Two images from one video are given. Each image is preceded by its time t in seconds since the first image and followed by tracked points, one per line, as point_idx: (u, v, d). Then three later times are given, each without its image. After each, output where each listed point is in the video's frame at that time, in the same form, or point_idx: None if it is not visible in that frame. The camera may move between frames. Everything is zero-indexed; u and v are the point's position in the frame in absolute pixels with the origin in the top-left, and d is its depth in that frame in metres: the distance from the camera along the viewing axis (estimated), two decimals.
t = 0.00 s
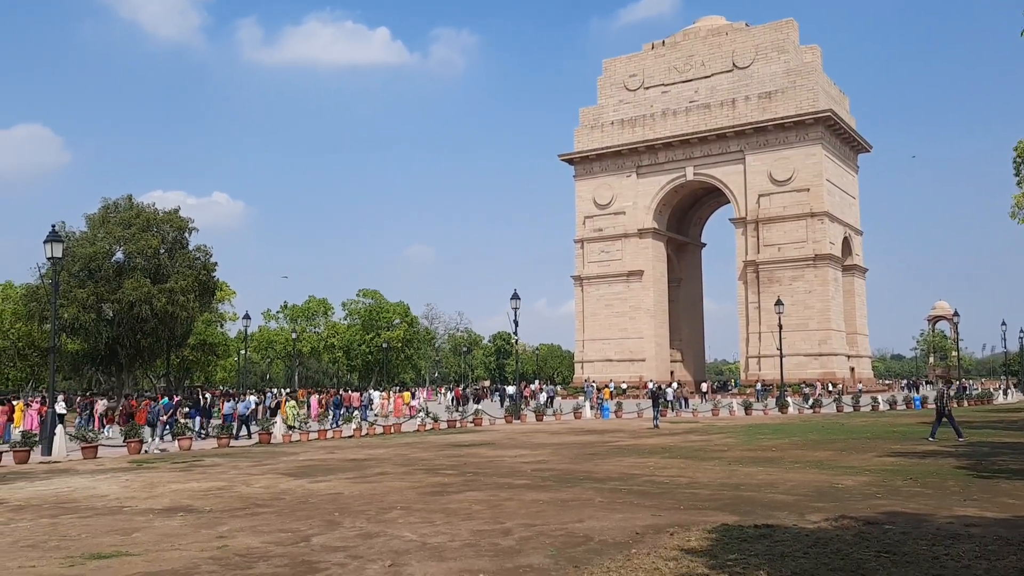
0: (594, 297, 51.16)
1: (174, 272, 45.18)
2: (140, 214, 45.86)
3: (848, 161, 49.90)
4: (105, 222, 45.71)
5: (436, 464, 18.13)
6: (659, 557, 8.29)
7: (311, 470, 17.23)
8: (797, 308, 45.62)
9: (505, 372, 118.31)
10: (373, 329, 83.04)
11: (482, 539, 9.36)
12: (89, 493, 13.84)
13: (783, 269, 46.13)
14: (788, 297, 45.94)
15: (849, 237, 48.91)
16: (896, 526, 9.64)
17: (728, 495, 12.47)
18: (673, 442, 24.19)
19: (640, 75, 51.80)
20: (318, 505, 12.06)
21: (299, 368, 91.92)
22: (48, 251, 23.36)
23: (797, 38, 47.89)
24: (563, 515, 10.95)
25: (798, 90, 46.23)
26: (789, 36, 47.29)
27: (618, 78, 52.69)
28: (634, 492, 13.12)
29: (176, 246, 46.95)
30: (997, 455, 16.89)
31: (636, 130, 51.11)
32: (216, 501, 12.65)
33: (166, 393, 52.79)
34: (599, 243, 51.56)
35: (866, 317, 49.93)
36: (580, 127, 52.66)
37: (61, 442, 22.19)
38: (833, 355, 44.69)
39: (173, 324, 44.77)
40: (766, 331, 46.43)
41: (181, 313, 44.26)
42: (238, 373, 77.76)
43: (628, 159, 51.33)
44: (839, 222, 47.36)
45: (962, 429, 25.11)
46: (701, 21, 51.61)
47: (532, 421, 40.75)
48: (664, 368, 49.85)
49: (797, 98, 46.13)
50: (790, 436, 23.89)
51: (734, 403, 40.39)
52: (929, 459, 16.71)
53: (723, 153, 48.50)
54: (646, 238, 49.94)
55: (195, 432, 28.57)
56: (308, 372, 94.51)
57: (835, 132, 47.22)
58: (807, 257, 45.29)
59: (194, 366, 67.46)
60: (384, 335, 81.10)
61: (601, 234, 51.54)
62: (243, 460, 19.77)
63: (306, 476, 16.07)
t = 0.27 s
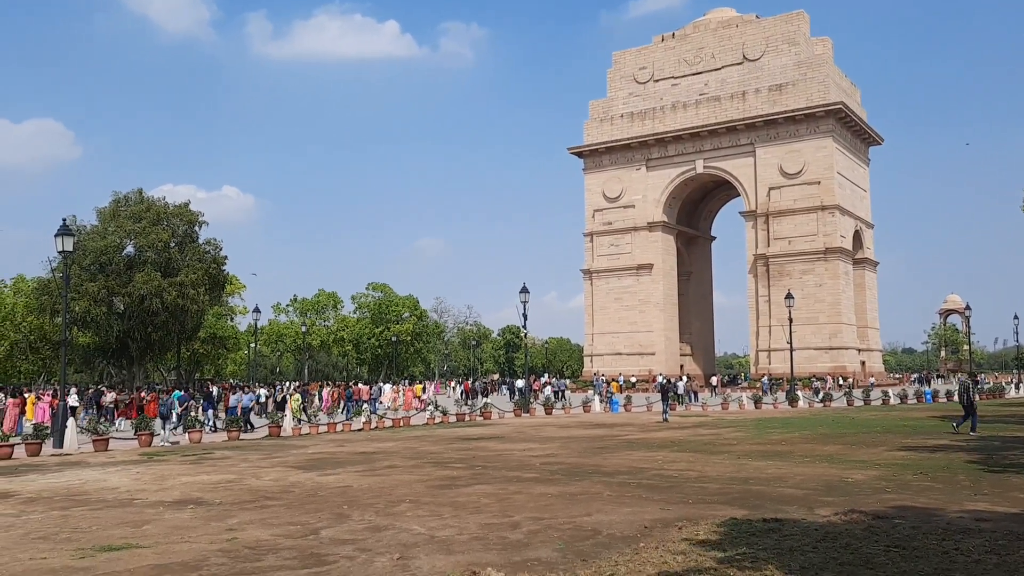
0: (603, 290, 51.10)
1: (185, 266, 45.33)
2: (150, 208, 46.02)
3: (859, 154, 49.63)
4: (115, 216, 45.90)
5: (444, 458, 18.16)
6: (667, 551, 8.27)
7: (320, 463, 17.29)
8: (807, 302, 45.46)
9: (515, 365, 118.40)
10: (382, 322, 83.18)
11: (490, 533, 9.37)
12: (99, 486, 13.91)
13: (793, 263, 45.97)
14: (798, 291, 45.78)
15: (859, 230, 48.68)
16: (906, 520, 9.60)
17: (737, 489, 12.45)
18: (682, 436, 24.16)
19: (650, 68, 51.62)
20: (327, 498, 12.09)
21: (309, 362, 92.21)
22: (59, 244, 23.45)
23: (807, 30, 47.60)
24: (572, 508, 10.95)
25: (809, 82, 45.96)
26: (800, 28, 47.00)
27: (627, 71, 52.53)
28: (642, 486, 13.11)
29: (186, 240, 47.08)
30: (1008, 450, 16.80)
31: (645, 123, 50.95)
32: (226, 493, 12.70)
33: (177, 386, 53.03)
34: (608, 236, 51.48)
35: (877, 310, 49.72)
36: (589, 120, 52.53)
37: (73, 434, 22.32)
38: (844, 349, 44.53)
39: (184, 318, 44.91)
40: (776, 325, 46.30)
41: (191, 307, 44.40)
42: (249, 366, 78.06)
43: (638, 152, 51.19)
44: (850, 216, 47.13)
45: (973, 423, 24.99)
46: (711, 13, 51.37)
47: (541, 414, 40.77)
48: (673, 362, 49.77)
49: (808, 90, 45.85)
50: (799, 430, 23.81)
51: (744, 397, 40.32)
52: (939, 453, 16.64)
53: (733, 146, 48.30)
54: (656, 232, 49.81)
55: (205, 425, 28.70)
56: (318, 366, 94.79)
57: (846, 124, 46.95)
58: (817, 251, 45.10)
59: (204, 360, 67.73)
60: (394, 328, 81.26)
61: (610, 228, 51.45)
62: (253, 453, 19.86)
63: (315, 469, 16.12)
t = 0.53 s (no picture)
0: (612, 285, 51.12)
1: (198, 261, 45.60)
2: (163, 203, 46.27)
3: (868, 149, 49.46)
4: (129, 212, 46.17)
5: (454, 451, 18.25)
6: (675, 543, 8.33)
7: (331, 457, 17.41)
8: (816, 296, 45.39)
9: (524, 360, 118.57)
10: (392, 317, 83.39)
11: (500, 525, 9.44)
12: (114, 478, 14.06)
13: (802, 257, 45.89)
14: (808, 285, 45.69)
15: (869, 225, 48.54)
16: (914, 514, 9.63)
17: (745, 483, 12.50)
18: (690, 430, 24.21)
19: (659, 62, 51.53)
20: (338, 491, 12.19)
21: (319, 356, 92.54)
22: (72, 240, 23.63)
23: (817, 24, 47.43)
24: (580, 502, 11.01)
25: (818, 76, 45.81)
26: (809, 22, 46.83)
27: (636, 66, 52.47)
28: (651, 479, 13.17)
29: (199, 235, 47.34)
30: (1016, 444, 16.79)
31: (654, 118, 50.89)
32: (238, 486, 12.82)
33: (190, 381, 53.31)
34: (617, 231, 51.47)
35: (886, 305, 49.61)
36: (598, 115, 52.49)
37: (88, 428, 22.54)
38: (853, 343, 44.46)
39: (197, 313, 45.18)
40: (785, 320, 46.25)
41: (204, 301, 44.66)
42: (259, 361, 78.43)
43: (647, 146, 51.13)
44: (859, 210, 46.97)
45: (982, 418, 24.94)
46: (720, 7, 51.22)
47: (551, 408, 40.84)
48: (682, 356, 49.77)
49: (818, 85, 45.70)
50: (808, 425, 23.84)
51: (753, 391, 40.32)
52: (947, 447, 16.63)
53: (743, 140, 48.18)
54: (665, 226, 49.77)
55: (217, 418, 28.91)
56: (328, 360, 95.15)
57: (856, 119, 46.78)
58: (827, 246, 45.00)
59: (215, 354, 68.05)
60: (404, 323, 81.46)
61: (619, 222, 51.43)
62: (264, 447, 20.01)
63: (326, 463, 16.24)
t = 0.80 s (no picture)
0: (623, 279, 51.00)
1: (208, 255, 45.76)
2: (174, 198, 46.43)
3: (882, 141, 49.12)
4: (140, 207, 46.36)
5: (465, 446, 18.25)
6: (688, 539, 8.30)
7: (343, 451, 17.45)
8: (830, 290, 45.16)
9: (536, 354, 118.55)
10: (403, 311, 83.50)
11: (512, 520, 9.42)
12: (127, 472, 14.13)
13: (816, 251, 45.64)
14: (821, 280, 45.46)
15: (883, 218, 48.24)
16: (930, 509, 9.56)
17: (759, 478, 12.44)
18: (703, 424, 24.14)
19: (671, 55, 51.32)
20: (349, 485, 12.21)
21: (331, 350, 92.80)
22: (86, 235, 23.73)
23: (831, 16, 47.10)
24: (592, 496, 10.98)
25: (832, 69, 45.50)
26: (823, 14, 46.50)
27: (648, 59, 52.28)
28: (664, 474, 13.13)
29: (210, 230, 47.51)
30: None
31: (666, 111, 50.69)
32: (250, 480, 12.86)
33: (201, 375, 53.53)
34: (629, 225, 51.34)
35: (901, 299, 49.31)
36: (610, 108, 52.33)
37: (101, 422, 22.66)
38: (866, 338, 44.22)
39: (208, 307, 45.38)
40: (798, 314, 46.04)
41: (215, 295, 44.84)
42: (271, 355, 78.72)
43: (659, 140, 50.95)
44: (873, 203, 46.65)
45: (997, 413, 24.75)
46: None
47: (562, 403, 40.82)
48: (694, 350, 49.62)
49: (831, 77, 45.39)
50: (822, 419, 23.72)
51: (766, 385, 40.15)
52: (962, 442, 16.50)
53: (755, 133, 47.94)
54: (677, 220, 49.59)
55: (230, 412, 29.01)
56: (339, 354, 95.39)
57: (870, 111, 46.45)
58: (840, 239, 44.74)
59: (227, 349, 68.32)
60: (415, 317, 81.55)
61: (631, 216, 51.29)
62: (277, 440, 20.06)
63: (338, 457, 16.27)
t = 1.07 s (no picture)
0: (635, 274, 50.90)
1: (221, 250, 45.95)
2: (187, 194, 46.68)
3: (897, 135, 48.81)
4: (153, 202, 46.58)
5: (478, 440, 18.26)
6: (702, 533, 8.28)
7: (356, 445, 17.50)
8: (843, 285, 44.94)
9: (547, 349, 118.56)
10: (415, 306, 83.62)
11: (525, 514, 9.43)
12: (142, 466, 14.22)
13: (829, 246, 45.43)
14: (834, 274, 45.24)
15: (897, 212, 47.95)
16: (945, 504, 9.51)
17: (773, 473, 12.41)
18: (715, 419, 24.07)
19: (683, 49, 51.13)
20: (363, 480, 12.25)
21: (343, 345, 93.06)
22: (100, 230, 23.85)
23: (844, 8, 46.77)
24: (605, 491, 10.98)
25: (845, 62, 45.22)
26: (837, 6, 46.18)
27: (660, 53, 52.08)
28: (677, 469, 13.11)
29: (222, 226, 47.70)
30: None
31: (678, 105, 50.52)
32: (264, 474, 12.92)
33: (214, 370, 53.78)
34: (641, 220, 51.21)
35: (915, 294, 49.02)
36: (622, 103, 52.18)
37: (115, 416, 22.79)
38: (880, 333, 43.98)
39: (221, 302, 45.57)
40: (811, 309, 45.86)
41: (228, 291, 45.02)
42: (284, 350, 79.04)
43: (671, 134, 50.77)
44: (888, 197, 46.35)
45: (1013, 408, 24.56)
46: None
47: (574, 398, 40.81)
48: (707, 345, 49.50)
49: (845, 70, 45.10)
50: (835, 414, 23.61)
51: (779, 380, 40.05)
52: (977, 437, 16.39)
53: (768, 127, 47.71)
54: (689, 215, 49.44)
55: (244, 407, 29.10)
56: (351, 349, 95.67)
57: (884, 104, 46.14)
58: (854, 233, 44.49)
59: (240, 344, 68.60)
60: (426, 312, 81.65)
61: (643, 211, 51.16)
62: (290, 435, 20.14)
63: (352, 451, 16.33)
